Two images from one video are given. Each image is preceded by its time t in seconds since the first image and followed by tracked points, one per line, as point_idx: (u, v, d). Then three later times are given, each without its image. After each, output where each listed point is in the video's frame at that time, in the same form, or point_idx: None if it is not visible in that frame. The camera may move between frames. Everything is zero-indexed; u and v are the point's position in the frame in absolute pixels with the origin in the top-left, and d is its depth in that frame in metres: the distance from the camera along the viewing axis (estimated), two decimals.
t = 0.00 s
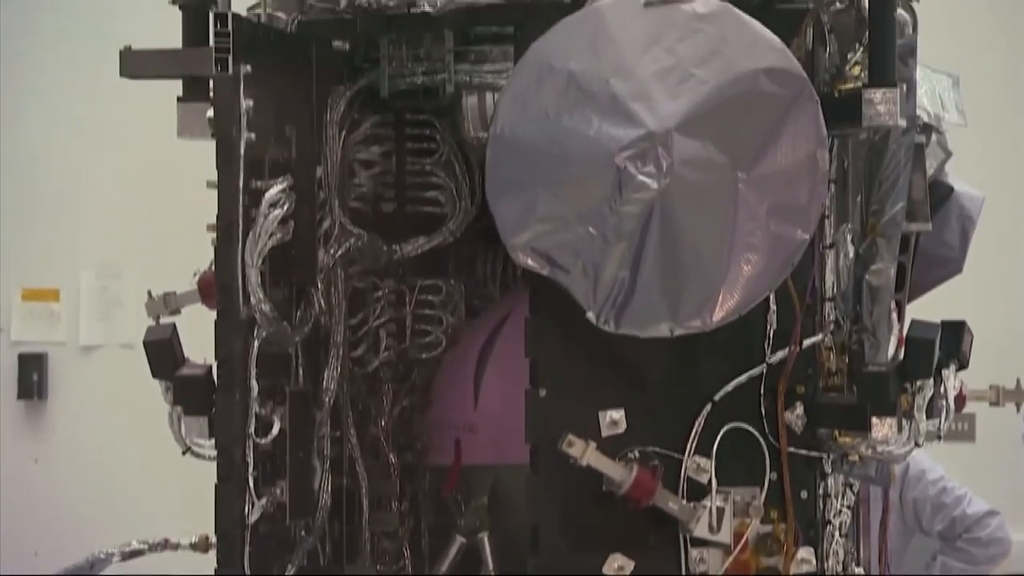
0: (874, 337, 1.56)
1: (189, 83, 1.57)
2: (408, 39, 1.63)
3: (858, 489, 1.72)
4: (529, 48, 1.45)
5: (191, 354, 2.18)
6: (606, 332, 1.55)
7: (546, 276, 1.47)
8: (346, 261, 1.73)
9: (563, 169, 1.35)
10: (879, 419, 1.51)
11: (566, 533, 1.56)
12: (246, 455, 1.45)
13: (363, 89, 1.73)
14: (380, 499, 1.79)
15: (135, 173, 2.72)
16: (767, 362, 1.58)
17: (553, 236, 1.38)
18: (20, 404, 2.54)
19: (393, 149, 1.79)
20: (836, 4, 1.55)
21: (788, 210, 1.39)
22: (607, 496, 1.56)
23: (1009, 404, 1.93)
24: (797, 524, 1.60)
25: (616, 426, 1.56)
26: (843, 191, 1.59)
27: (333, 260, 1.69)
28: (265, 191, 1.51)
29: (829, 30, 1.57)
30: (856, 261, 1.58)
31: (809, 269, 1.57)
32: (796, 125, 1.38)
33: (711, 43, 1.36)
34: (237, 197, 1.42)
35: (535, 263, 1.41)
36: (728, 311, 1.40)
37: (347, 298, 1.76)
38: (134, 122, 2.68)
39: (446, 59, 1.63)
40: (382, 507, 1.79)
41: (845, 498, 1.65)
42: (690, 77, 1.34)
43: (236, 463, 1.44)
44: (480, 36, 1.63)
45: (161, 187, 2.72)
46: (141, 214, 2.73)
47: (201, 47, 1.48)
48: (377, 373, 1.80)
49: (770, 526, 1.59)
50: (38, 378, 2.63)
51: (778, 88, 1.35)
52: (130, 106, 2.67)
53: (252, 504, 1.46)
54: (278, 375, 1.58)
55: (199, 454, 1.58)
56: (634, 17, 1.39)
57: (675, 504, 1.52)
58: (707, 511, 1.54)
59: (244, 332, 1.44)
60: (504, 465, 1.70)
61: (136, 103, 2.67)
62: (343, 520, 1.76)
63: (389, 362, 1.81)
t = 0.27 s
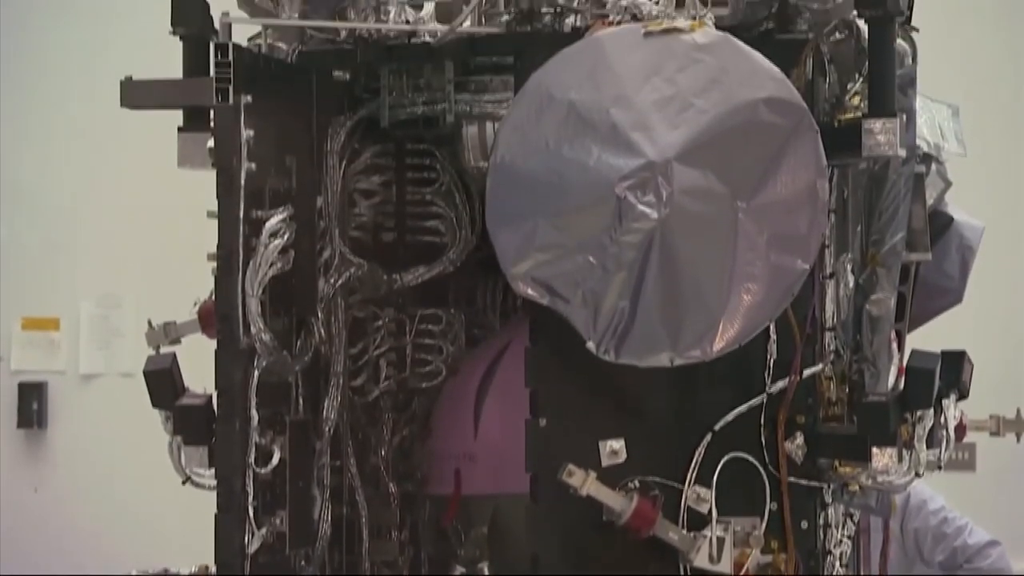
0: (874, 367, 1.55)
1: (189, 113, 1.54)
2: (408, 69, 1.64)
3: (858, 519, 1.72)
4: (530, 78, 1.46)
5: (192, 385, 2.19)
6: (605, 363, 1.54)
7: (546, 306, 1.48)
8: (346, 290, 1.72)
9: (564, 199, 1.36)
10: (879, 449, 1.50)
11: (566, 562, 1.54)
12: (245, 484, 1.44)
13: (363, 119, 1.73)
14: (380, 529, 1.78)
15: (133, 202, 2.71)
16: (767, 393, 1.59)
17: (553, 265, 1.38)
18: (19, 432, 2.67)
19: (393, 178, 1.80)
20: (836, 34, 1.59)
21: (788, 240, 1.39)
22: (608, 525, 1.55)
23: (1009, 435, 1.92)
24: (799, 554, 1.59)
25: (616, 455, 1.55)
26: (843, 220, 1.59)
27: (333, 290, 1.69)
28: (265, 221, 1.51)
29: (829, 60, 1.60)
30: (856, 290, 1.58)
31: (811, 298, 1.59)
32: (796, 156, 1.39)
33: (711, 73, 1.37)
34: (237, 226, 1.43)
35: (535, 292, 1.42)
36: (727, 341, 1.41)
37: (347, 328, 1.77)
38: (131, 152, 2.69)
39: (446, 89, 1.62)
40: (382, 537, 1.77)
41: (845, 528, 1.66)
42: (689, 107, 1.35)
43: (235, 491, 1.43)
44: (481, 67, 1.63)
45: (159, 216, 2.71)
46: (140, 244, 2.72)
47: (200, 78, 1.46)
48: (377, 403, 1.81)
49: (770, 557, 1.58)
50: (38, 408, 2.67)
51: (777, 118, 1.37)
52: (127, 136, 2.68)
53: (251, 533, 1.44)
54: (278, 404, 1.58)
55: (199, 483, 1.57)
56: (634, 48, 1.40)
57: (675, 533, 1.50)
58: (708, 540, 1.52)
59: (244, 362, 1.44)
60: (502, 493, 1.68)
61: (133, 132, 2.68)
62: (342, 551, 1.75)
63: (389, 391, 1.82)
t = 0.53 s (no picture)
0: (874, 391, 1.57)
1: (188, 138, 1.54)
2: (408, 95, 1.65)
3: (858, 543, 1.75)
4: (530, 102, 1.47)
5: (190, 408, 2.18)
6: (605, 389, 1.54)
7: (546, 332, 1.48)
8: (346, 315, 1.73)
9: (564, 224, 1.36)
10: (879, 474, 1.50)
11: None
12: (243, 509, 1.43)
13: (363, 144, 1.73)
14: (379, 554, 1.78)
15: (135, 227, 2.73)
16: (767, 417, 1.58)
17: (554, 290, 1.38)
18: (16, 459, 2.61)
19: (392, 203, 1.81)
20: (835, 59, 1.63)
21: (787, 265, 1.40)
22: (607, 550, 1.54)
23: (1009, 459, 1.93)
24: None
25: (616, 480, 1.54)
26: (842, 245, 1.61)
27: (333, 314, 1.70)
28: (265, 245, 1.51)
29: (829, 85, 1.62)
30: (855, 314, 1.60)
31: (809, 322, 1.59)
32: (795, 181, 1.40)
33: (710, 97, 1.38)
34: (237, 251, 1.42)
35: (535, 317, 1.42)
36: (726, 365, 1.41)
37: (347, 352, 1.77)
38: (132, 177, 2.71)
39: (446, 112, 1.64)
40: (381, 562, 1.77)
41: (845, 552, 1.68)
42: (688, 132, 1.36)
43: (234, 515, 1.42)
44: (481, 92, 1.64)
45: (161, 240, 2.73)
46: (144, 268, 2.75)
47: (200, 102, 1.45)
48: (377, 427, 1.81)
49: None
50: (38, 433, 2.62)
51: (776, 143, 1.38)
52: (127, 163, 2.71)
53: (250, 558, 1.44)
54: (277, 430, 1.58)
55: (198, 508, 1.56)
56: (633, 72, 1.41)
57: (674, 558, 1.50)
58: (707, 565, 1.53)
59: (243, 387, 1.43)
60: (502, 519, 1.68)
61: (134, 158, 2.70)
62: None
63: (388, 416, 1.81)
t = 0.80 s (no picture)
0: (874, 412, 1.60)
1: (189, 159, 1.54)
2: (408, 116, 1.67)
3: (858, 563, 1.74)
4: (529, 124, 1.48)
5: (190, 429, 2.18)
6: (605, 411, 1.54)
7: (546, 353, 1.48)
8: (345, 336, 1.73)
9: (564, 246, 1.37)
10: (879, 495, 1.49)
11: None
12: (243, 530, 1.43)
13: (363, 165, 1.74)
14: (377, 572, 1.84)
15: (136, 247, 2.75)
16: (766, 438, 1.57)
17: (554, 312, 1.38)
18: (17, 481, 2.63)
19: (392, 224, 1.81)
20: (835, 81, 1.64)
21: (787, 286, 1.40)
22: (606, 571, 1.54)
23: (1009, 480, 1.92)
24: None
25: (616, 501, 1.54)
26: (842, 267, 1.63)
27: (332, 335, 1.70)
28: (265, 267, 1.51)
29: (829, 106, 1.64)
30: (854, 335, 1.63)
31: (808, 343, 1.59)
32: (794, 203, 1.41)
33: (709, 119, 1.39)
34: (237, 273, 1.42)
35: (534, 338, 1.43)
36: (726, 387, 1.41)
37: (346, 374, 1.76)
38: (134, 198, 2.74)
39: (445, 135, 1.65)
40: None
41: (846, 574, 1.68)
42: (688, 153, 1.37)
43: (235, 537, 1.42)
44: (480, 113, 1.66)
45: (162, 260, 2.75)
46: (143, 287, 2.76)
47: (202, 124, 1.45)
48: (376, 449, 1.80)
49: None
50: (38, 455, 2.63)
51: (775, 164, 1.38)
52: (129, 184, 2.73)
53: None
54: (277, 451, 1.58)
55: (197, 530, 1.56)
56: (633, 94, 1.42)
57: None
58: None
59: (243, 409, 1.42)
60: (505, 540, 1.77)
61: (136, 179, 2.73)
62: None
63: (387, 437, 1.81)
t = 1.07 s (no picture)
0: (874, 420, 1.61)
1: (188, 166, 1.55)
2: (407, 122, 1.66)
3: (858, 570, 1.74)
4: (530, 129, 1.48)
5: (192, 436, 2.19)
6: (606, 417, 1.53)
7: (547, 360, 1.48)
8: (345, 343, 1.72)
9: (565, 253, 1.37)
10: (879, 501, 1.50)
11: None
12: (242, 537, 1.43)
13: (363, 170, 1.74)
14: None
15: (134, 252, 2.75)
16: (767, 445, 1.58)
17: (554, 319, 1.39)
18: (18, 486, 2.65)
19: (392, 231, 1.82)
20: (835, 87, 1.61)
21: (787, 293, 1.41)
22: None
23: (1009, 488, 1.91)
24: None
25: (616, 508, 1.54)
26: (842, 273, 1.63)
27: (333, 341, 1.69)
28: (264, 273, 1.51)
29: (829, 114, 1.62)
30: (854, 342, 1.62)
31: (808, 351, 1.59)
32: (794, 209, 1.41)
33: (710, 126, 1.39)
34: (237, 280, 1.42)
35: (535, 345, 1.42)
36: (726, 393, 1.41)
37: (347, 380, 1.76)
38: (132, 203, 2.73)
39: (445, 141, 1.65)
40: None
41: None
42: (688, 161, 1.37)
43: (234, 544, 1.42)
44: (480, 120, 1.65)
45: (156, 264, 2.74)
46: (140, 292, 2.75)
47: (203, 132, 1.45)
48: (377, 455, 1.81)
49: None
50: (38, 459, 2.65)
51: (775, 171, 1.39)
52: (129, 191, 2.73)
53: None
54: (276, 458, 1.58)
55: (198, 537, 1.55)
56: (633, 101, 1.42)
57: None
58: None
59: (241, 417, 1.43)
60: (502, 545, 1.76)
61: (134, 184, 2.72)
62: None
63: (387, 444, 1.81)
